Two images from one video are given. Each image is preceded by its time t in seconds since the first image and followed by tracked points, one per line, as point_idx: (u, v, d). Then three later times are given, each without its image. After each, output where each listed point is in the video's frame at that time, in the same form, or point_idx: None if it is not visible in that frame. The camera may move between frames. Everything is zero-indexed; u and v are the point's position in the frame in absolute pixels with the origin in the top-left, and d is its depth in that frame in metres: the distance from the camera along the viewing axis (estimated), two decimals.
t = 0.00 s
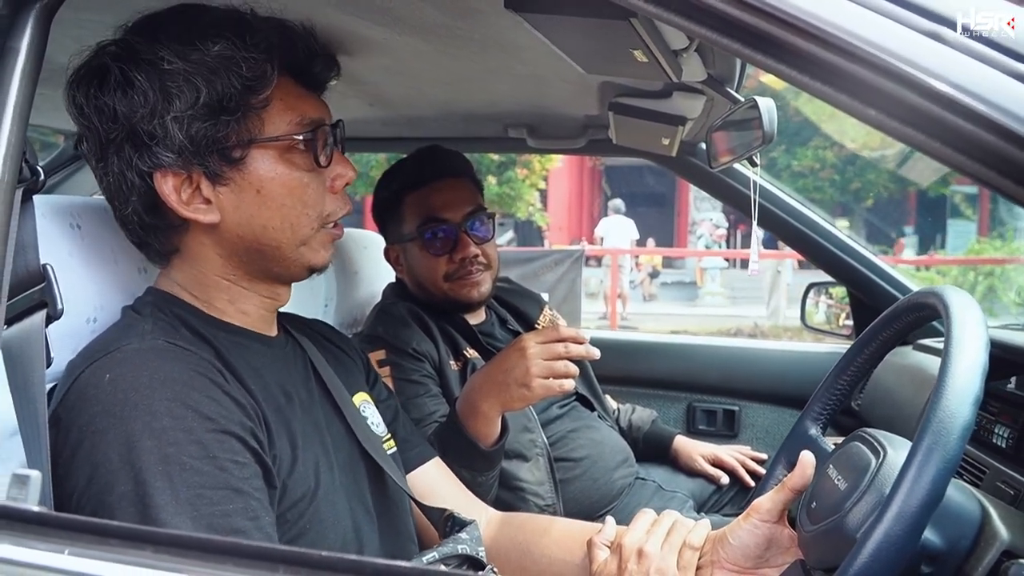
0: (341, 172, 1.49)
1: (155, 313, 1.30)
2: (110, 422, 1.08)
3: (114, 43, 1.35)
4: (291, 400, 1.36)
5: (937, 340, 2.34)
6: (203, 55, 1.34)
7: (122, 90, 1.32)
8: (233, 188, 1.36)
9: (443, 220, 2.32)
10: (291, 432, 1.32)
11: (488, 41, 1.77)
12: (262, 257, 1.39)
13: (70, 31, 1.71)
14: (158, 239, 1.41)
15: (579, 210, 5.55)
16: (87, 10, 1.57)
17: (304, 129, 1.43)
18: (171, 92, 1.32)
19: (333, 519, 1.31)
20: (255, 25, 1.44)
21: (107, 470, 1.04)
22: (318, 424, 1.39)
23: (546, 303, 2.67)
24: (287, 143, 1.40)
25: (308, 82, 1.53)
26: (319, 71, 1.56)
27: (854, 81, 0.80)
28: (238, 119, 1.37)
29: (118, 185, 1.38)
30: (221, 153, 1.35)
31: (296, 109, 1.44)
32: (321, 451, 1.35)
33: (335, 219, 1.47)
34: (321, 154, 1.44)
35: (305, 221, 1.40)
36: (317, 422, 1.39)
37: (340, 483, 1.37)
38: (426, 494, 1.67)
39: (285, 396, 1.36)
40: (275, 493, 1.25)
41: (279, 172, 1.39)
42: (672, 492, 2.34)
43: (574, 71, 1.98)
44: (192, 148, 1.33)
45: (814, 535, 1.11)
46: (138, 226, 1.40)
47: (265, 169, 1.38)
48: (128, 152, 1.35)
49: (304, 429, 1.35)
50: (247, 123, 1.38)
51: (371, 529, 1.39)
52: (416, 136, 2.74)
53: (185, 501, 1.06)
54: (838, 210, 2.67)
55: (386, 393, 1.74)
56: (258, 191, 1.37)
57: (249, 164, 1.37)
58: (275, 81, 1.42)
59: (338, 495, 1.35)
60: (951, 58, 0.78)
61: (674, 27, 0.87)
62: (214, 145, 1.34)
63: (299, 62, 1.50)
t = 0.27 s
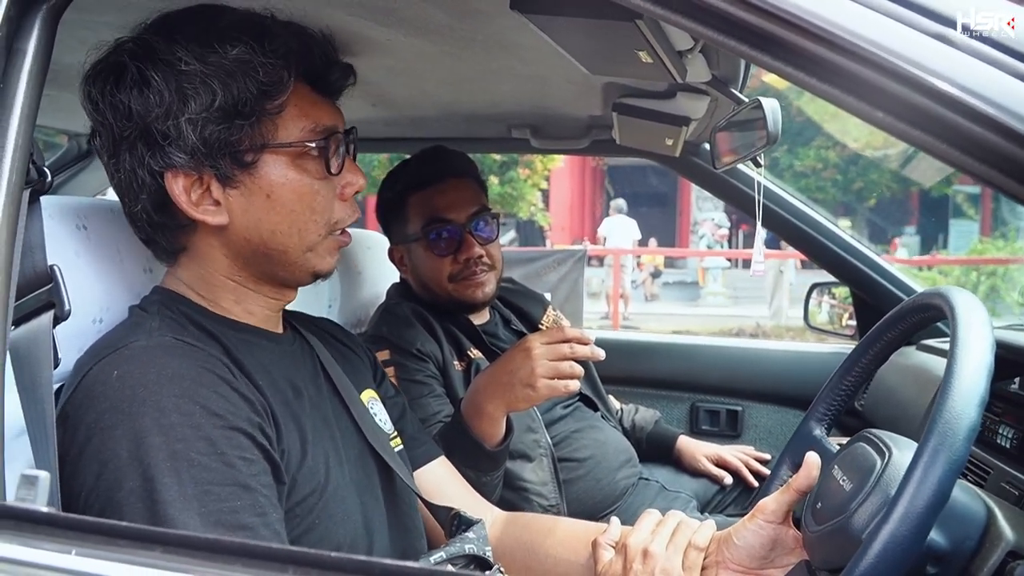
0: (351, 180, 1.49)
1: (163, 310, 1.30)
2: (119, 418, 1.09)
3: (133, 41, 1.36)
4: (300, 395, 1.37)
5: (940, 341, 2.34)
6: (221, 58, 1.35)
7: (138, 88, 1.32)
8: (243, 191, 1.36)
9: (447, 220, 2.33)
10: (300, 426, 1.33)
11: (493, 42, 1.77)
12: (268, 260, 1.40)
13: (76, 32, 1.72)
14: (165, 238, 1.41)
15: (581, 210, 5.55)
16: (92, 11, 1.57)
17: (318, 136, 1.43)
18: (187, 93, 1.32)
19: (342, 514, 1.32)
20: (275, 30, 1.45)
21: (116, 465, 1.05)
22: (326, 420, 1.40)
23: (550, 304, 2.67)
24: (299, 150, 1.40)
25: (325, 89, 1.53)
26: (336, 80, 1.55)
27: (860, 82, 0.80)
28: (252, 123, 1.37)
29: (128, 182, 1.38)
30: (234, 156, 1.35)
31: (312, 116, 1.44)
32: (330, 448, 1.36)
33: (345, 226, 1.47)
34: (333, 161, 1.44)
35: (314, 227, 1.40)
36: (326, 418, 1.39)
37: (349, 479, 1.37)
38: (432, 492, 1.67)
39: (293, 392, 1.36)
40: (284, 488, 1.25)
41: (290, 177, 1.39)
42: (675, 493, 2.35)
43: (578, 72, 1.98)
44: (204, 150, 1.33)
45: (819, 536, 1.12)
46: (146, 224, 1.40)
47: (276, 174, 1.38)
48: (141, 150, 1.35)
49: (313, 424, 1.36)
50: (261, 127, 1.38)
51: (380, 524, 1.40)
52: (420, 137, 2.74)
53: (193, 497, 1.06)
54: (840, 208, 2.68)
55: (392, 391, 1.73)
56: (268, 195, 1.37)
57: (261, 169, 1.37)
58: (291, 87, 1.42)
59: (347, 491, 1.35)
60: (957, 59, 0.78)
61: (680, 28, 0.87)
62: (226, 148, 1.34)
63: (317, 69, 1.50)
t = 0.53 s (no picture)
0: (361, 187, 1.49)
1: (168, 312, 1.31)
2: (124, 420, 1.09)
3: (147, 43, 1.36)
4: (304, 397, 1.37)
5: (942, 342, 2.34)
6: (235, 63, 1.35)
7: (151, 92, 1.33)
8: (252, 197, 1.37)
9: (449, 222, 2.33)
10: (304, 429, 1.33)
11: (495, 44, 1.77)
12: (274, 265, 1.40)
13: (79, 35, 1.72)
14: (173, 240, 1.41)
15: (583, 211, 5.55)
16: (97, 14, 1.57)
17: (329, 143, 1.44)
18: (199, 98, 1.32)
19: (346, 517, 1.32)
20: (290, 35, 1.45)
21: (121, 468, 1.05)
22: (330, 422, 1.40)
23: (553, 305, 2.67)
24: (309, 156, 1.41)
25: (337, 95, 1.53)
26: (349, 88, 1.55)
27: (864, 87, 0.81)
28: (264, 129, 1.37)
29: (138, 183, 1.39)
30: (244, 161, 1.36)
31: (323, 123, 1.45)
32: (333, 450, 1.36)
33: (353, 232, 1.48)
34: (343, 169, 1.45)
35: (322, 234, 1.41)
36: (330, 421, 1.40)
37: (354, 483, 1.38)
38: (435, 495, 1.67)
39: (298, 396, 1.36)
40: (289, 491, 1.25)
41: (299, 184, 1.39)
42: (677, 494, 2.35)
43: (581, 74, 1.99)
44: (215, 155, 1.34)
45: (823, 536, 1.12)
46: (155, 225, 1.41)
47: (285, 180, 1.39)
48: (152, 152, 1.35)
49: (317, 426, 1.36)
50: (272, 133, 1.38)
51: (384, 525, 1.41)
52: (422, 139, 2.75)
53: (198, 500, 1.07)
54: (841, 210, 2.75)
55: (395, 393, 1.74)
56: (277, 201, 1.38)
57: (270, 175, 1.38)
58: (304, 93, 1.43)
59: (352, 494, 1.36)
60: (963, 64, 0.78)
61: (684, 32, 0.87)
62: (236, 153, 1.35)
63: (330, 75, 1.50)
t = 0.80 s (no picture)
0: (372, 188, 1.50)
1: (173, 314, 1.31)
2: (130, 423, 1.10)
3: (162, 44, 1.37)
4: (308, 399, 1.38)
5: (944, 342, 2.34)
6: (249, 64, 1.36)
7: (165, 91, 1.33)
8: (265, 196, 1.38)
9: (451, 223, 2.34)
10: (309, 430, 1.34)
11: (498, 45, 1.78)
12: (286, 265, 1.41)
13: (83, 36, 1.72)
14: (185, 240, 1.41)
15: (584, 211, 5.55)
16: (101, 16, 1.58)
17: (340, 143, 1.45)
18: (214, 98, 1.33)
19: (350, 518, 1.33)
20: (301, 37, 1.46)
21: (126, 470, 1.06)
22: (333, 422, 1.41)
23: (554, 306, 2.67)
24: (321, 156, 1.42)
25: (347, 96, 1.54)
26: (360, 88, 1.56)
27: (867, 89, 0.81)
28: (277, 129, 1.38)
29: (151, 183, 1.40)
30: (257, 161, 1.36)
31: (335, 123, 1.46)
32: (337, 451, 1.37)
33: (363, 233, 1.48)
34: (354, 169, 1.46)
35: (334, 234, 1.42)
36: (334, 422, 1.41)
37: (358, 484, 1.38)
38: (438, 495, 1.68)
39: (302, 397, 1.37)
40: (293, 492, 1.25)
41: (311, 184, 1.40)
42: (679, 494, 2.35)
43: (583, 75, 1.99)
44: (229, 154, 1.34)
45: (826, 536, 1.12)
46: (166, 225, 1.41)
47: (299, 180, 1.39)
48: (165, 152, 1.36)
49: (320, 427, 1.36)
50: (285, 133, 1.39)
51: (387, 526, 1.41)
52: (424, 139, 2.75)
53: (203, 502, 1.07)
54: (842, 210, 2.76)
55: (399, 394, 1.75)
56: (290, 201, 1.39)
57: (283, 174, 1.39)
58: (316, 94, 1.44)
59: (356, 494, 1.36)
60: (966, 66, 0.78)
61: (689, 35, 0.88)
62: (250, 152, 1.36)
63: (341, 76, 1.51)
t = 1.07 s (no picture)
0: (374, 182, 1.50)
1: (175, 314, 1.32)
2: (132, 423, 1.10)
3: (160, 47, 1.39)
4: (309, 399, 1.38)
5: (944, 343, 2.34)
6: (246, 60, 1.37)
7: (165, 93, 1.35)
8: (267, 192, 1.38)
9: (452, 223, 2.34)
10: (310, 431, 1.34)
11: (499, 46, 1.78)
12: (290, 261, 1.41)
13: (84, 37, 1.73)
14: (191, 241, 1.41)
15: (584, 211, 5.55)
16: (102, 17, 1.58)
17: (340, 136, 1.45)
18: (212, 96, 1.34)
19: (351, 518, 1.33)
20: (298, 34, 1.47)
21: (128, 471, 1.06)
22: (335, 422, 1.41)
23: (555, 306, 2.68)
24: (322, 150, 1.42)
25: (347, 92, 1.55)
26: (358, 82, 1.56)
27: (868, 91, 0.81)
28: (276, 124, 1.38)
29: (155, 186, 1.40)
30: (258, 157, 1.37)
31: (334, 117, 1.46)
32: (338, 452, 1.37)
33: (368, 228, 1.48)
34: (356, 163, 1.46)
35: (337, 229, 1.42)
36: (336, 422, 1.41)
37: (359, 485, 1.39)
38: (439, 495, 1.68)
39: (304, 398, 1.37)
40: (294, 492, 1.26)
41: (313, 178, 1.40)
42: (680, 494, 2.36)
43: (584, 76, 2.00)
44: (229, 151, 1.35)
45: (826, 536, 1.12)
46: (172, 227, 1.42)
47: (300, 174, 1.40)
48: (168, 153, 1.37)
49: (322, 427, 1.37)
50: (285, 129, 1.39)
51: (388, 526, 1.42)
52: (425, 139, 2.75)
53: (205, 502, 1.08)
54: (843, 210, 2.77)
55: (400, 395, 1.75)
56: (292, 197, 1.39)
57: (284, 170, 1.39)
58: (314, 88, 1.44)
59: (357, 495, 1.37)
60: (965, 68, 0.79)
61: (690, 36, 0.88)
62: (250, 149, 1.36)
63: (340, 72, 1.52)
